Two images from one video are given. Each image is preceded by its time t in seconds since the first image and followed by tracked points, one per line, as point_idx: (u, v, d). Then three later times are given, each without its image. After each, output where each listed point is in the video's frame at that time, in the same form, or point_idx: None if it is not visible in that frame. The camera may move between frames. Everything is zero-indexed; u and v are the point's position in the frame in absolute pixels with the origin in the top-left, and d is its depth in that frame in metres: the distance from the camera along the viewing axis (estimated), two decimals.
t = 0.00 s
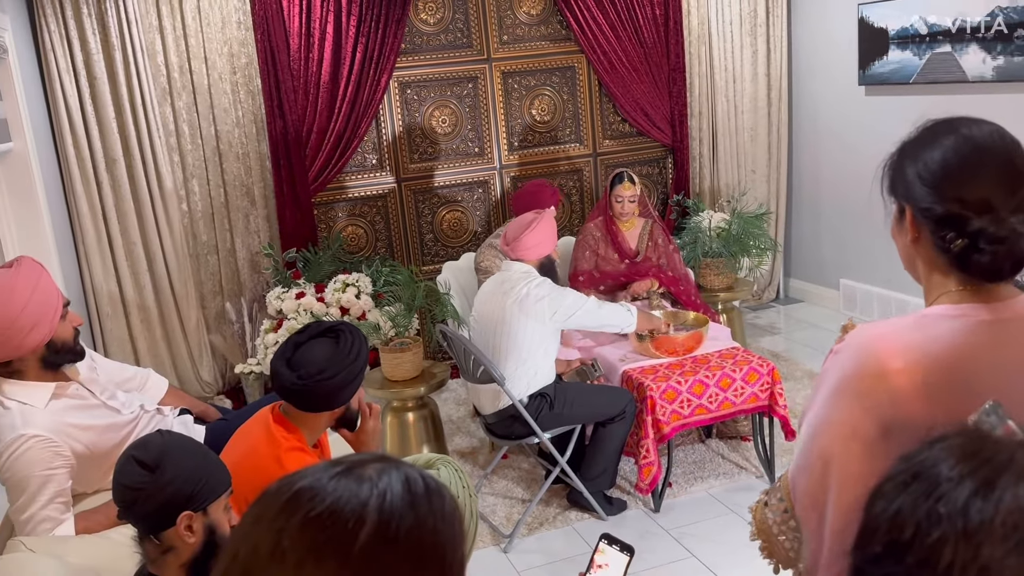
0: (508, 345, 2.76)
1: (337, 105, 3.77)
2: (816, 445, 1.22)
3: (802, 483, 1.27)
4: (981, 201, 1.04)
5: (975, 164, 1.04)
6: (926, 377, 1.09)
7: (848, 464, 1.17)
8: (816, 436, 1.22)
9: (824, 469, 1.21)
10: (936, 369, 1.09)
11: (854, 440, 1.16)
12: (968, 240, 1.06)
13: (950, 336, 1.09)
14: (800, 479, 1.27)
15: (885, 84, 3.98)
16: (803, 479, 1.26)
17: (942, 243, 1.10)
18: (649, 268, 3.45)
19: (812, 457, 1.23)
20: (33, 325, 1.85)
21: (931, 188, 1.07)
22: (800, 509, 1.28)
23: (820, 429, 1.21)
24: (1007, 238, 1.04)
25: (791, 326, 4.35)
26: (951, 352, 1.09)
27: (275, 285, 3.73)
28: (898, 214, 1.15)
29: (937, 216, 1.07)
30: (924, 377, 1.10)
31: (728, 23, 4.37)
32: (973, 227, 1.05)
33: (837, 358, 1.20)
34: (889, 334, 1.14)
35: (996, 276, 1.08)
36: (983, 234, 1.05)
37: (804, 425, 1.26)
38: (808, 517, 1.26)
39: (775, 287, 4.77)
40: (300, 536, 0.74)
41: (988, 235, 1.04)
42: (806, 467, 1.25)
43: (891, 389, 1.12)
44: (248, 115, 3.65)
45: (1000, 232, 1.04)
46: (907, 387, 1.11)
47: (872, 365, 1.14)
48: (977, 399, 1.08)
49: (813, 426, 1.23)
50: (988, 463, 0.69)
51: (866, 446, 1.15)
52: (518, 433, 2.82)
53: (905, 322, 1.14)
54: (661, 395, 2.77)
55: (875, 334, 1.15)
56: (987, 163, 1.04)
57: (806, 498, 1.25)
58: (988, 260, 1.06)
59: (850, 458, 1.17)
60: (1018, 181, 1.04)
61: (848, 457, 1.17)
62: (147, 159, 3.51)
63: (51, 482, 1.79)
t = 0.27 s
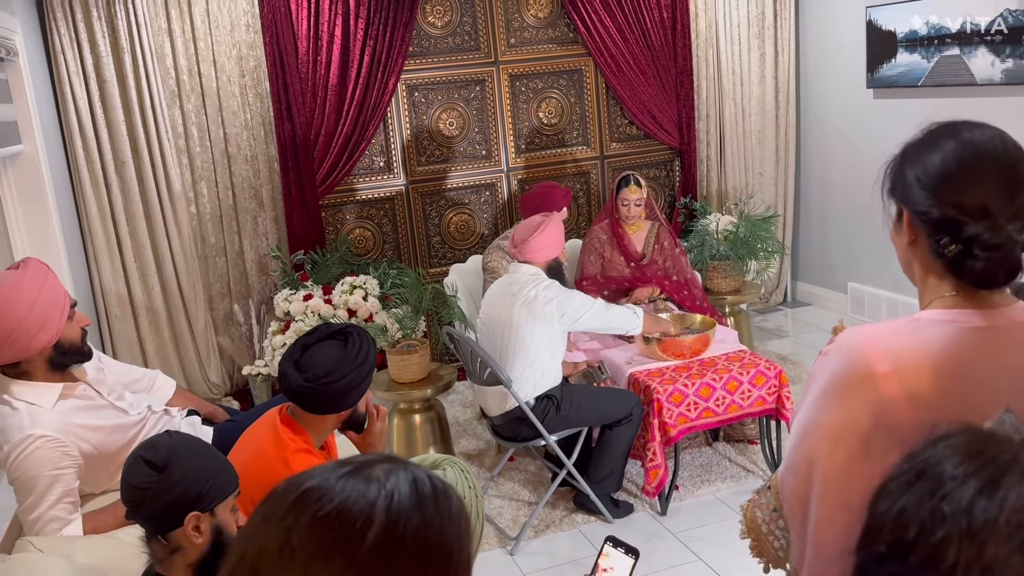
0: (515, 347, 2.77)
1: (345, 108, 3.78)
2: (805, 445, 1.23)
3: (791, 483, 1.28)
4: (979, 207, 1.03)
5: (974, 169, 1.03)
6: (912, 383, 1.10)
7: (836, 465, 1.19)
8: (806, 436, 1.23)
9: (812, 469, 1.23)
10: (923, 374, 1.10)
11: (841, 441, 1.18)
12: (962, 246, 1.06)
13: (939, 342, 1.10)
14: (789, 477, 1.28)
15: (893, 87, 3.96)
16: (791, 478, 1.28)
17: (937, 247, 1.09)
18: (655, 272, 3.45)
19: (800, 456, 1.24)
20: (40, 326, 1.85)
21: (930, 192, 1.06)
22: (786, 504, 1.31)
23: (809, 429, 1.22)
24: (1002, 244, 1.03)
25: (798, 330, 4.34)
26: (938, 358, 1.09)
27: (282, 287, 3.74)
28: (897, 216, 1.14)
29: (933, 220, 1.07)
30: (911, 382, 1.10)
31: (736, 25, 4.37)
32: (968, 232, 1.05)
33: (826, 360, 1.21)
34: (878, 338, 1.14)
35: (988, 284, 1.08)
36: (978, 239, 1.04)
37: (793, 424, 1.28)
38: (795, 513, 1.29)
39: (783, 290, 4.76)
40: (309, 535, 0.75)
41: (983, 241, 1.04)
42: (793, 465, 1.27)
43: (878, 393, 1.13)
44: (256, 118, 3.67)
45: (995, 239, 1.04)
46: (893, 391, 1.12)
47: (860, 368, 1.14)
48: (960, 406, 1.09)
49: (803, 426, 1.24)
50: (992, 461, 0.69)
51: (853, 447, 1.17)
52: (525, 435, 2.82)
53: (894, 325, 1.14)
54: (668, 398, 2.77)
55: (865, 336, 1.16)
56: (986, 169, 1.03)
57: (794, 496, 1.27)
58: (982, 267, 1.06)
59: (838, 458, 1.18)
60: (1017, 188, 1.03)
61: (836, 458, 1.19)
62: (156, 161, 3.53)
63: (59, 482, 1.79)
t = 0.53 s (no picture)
0: (519, 348, 2.76)
1: (348, 111, 3.79)
2: (806, 448, 1.23)
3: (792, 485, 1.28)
4: (982, 210, 1.03)
5: (977, 173, 1.03)
6: (912, 386, 1.10)
7: (836, 468, 1.18)
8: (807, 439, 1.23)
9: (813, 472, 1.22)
10: (923, 377, 1.09)
11: (841, 444, 1.17)
12: (964, 249, 1.06)
13: (940, 345, 1.09)
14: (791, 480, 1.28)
15: (896, 90, 3.96)
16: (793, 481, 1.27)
17: (939, 250, 1.09)
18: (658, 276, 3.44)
19: (801, 459, 1.24)
20: (37, 329, 1.85)
21: (933, 195, 1.06)
22: (789, 509, 1.30)
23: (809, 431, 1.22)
24: (1003, 247, 1.02)
25: (802, 333, 4.33)
26: (938, 361, 1.09)
27: (285, 289, 3.74)
28: (901, 219, 1.14)
29: (935, 223, 1.06)
30: (911, 385, 1.10)
31: (739, 28, 4.36)
32: (969, 235, 1.04)
33: (828, 362, 1.21)
34: (879, 340, 1.14)
35: (987, 288, 1.08)
36: (980, 242, 1.04)
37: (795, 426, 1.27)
38: (798, 517, 1.28)
39: (786, 293, 4.75)
40: (312, 538, 0.74)
41: (984, 244, 1.03)
42: (795, 469, 1.26)
43: (878, 396, 1.12)
44: (259, 120, 3.67)
45: (996, 241, 1.02)
46: (893, 394, 1.11)
47: (861, 371, 1.14)
48: (961, 410, 1.08)
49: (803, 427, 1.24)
50: (1003, 464, 0.69)
51: (853, 451, 1.16)
52: (527, 436, 2.81)
53: (895, 328, 1.14)
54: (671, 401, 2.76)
55: (865, 339, 1.15)
56: (989, 174, 1.03)
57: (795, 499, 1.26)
58: (983, 270, 1.05)
59: (838, 461, 1.18)
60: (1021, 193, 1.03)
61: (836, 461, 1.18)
62: (159, 163, 3.53)
63: (61, 484, 1.79)
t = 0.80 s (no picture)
0: (519, 350, 2.75)
1: (347, 113, 3.78)
2: (817, 452, 1.22)
3: (806, 488, 1.27)
4: (992, 211, 1.02)
5: (987, 174, 1.02)
6: (924, 389, 1.09)
7: (849, 472, 1.17)
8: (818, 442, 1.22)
9: (826, 475, 1.22)
10: (933, 380, 1.09)
11: (853, 447, 1.16)
12: (974, 249, 1.05)
13: (950, 348, 1.09)
14: (804, 483, 1.27)
15: (896, 93, 3.96)
16: (807, 484, 1.27)
17: (949, 250, 1.08)
18: (657, 279, 3.44)
19: (813, 463, 1.23)
20: (33, 334, 1.85)
21: (943, 196, 1.05)
22: (802, 512, 1.29)
23: (820, 435, 1.21)
24: (1013, 248, 1.02)
25: (801, 336, 4.32)
26: (950, 364, 1.08)
27: (283, 291, 3.73)
28: (911, 221, 1.14)
29: (945, 223, 1.06)
30: (923, 388, 1.09)
31: (739, 31, 4.37)
32: (980, 235, 1.03)
33: (837, 365, 1.20)
34: (888, 343, 1.13)
35: (997, 289, 1.07)
36: (990, 242, 1.03)
37: (807, 430, 1.26)
38: (811, 520, 1.28)
39: (785, 296, 4.74)
40: (310, 545, 0.74)
41: (995, 244, 1.03)
42: (808, 472, 1.26)
43: (889, 400, 1.12)
44: (258, 122, 3.67)
45: (1006, 241, 1.02)
46: (904, 397, 1.10)
47: (871, 375, 1.13)
48: (974, 411, 1.08)
49: (814, 431, 1.23)
50: (1005, 472, 0.69)
51: (866, 455, 1.15)
52: (526, 439, 2.80)
53: (906, 330, 1.13)
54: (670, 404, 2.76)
55: (875, 342, 1.14)
56: (1000, 175, 1.02)
57: (809, 502, 1.26)
58: (994, 271, 1.05)
59: (853, 466, 1.17)
60: None
61: (850, 466, 1.17)
62: (157, 165, 3.52)
63: (56, 488, 1.78)
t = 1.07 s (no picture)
0: (516, 352, 2.74)
1: (343, 115, 3.77)
2: (829, 457, 1.21)
3: (817, 494, 1.25)
4: (1004, 212, 1.02)
5: (1000, 175, 1.02)
6: (939, 391, 1.09)
7: (861, 476, 1.16)
8: (831, 447, 1.20)
9: (838, 480, 1.20)
10: (948, 382, 1.08)
11: (866, 451, 1.15)
12: (986, 250, 1.05)
13: (964, 350, 1.09)
14: (814, 489, 1.26)
15: (892, 96, 3.96)
16: (818, 490, 1.25)
17: (961, 252, 1.08)
18: (654, 282, 3.43)
19: (825, 468, 1.22)
20: (29, 336, 1.84)
21: (955, 198, 1.05)
22: (813, 519, 1.27)
23: (833, 439, 1.20)
24: None
25: (797, 338, 4.33)
26: (964, 366, 1.08)
27: (280, 293, 3.72)
28: (920, 223, 1.14)
29: (958, 224, 1.06)
30: (937, 390, 1.09)
31: (735, 34, 4.37)
32: (993, 237, 1.03)
33: (851, 369, 1.19)
34: (903, 346, 1.13)
35: (1011, 289, 1.07)
36: (1003, 244, 1.03)
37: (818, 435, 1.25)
38: (822, 528, 1.25)
39: (782, 299, 4.74)
40: (298, 552, 0.73)
41: (1008, 246, 1.03)
42: (819, 478, 1.24)
43: (902, 402, 1.11)
44: (254, 123, 3.66)
45: (1019, 242, 1.02)
46: (919, 399, 1.10)
47: (885, 377, 1.13)
48: (988, 414, 1.07)
49: (827, 435, 1.22)
50: (1001, 480, 0.70)
51: (879, 459, 1.14)
52: (523, 441, 2.80)
53: (921, 333, 1.13)
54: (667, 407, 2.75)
55: (889, 344, 1.14)
56: (1013, 175, 1.02)
57: (820, 509, 1.24)
58: (1007, 271, 1.05)
59: (865, 470, 1.15)
60: None
61: (862, 470, 1.16)
62: (153, 166, 3.51)
63: (50, 490, 1.77)
